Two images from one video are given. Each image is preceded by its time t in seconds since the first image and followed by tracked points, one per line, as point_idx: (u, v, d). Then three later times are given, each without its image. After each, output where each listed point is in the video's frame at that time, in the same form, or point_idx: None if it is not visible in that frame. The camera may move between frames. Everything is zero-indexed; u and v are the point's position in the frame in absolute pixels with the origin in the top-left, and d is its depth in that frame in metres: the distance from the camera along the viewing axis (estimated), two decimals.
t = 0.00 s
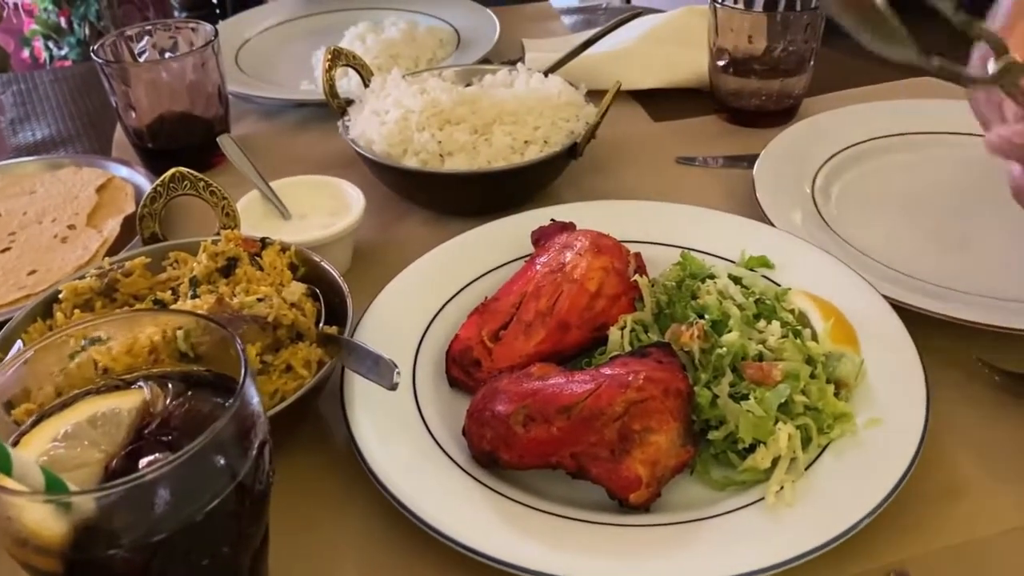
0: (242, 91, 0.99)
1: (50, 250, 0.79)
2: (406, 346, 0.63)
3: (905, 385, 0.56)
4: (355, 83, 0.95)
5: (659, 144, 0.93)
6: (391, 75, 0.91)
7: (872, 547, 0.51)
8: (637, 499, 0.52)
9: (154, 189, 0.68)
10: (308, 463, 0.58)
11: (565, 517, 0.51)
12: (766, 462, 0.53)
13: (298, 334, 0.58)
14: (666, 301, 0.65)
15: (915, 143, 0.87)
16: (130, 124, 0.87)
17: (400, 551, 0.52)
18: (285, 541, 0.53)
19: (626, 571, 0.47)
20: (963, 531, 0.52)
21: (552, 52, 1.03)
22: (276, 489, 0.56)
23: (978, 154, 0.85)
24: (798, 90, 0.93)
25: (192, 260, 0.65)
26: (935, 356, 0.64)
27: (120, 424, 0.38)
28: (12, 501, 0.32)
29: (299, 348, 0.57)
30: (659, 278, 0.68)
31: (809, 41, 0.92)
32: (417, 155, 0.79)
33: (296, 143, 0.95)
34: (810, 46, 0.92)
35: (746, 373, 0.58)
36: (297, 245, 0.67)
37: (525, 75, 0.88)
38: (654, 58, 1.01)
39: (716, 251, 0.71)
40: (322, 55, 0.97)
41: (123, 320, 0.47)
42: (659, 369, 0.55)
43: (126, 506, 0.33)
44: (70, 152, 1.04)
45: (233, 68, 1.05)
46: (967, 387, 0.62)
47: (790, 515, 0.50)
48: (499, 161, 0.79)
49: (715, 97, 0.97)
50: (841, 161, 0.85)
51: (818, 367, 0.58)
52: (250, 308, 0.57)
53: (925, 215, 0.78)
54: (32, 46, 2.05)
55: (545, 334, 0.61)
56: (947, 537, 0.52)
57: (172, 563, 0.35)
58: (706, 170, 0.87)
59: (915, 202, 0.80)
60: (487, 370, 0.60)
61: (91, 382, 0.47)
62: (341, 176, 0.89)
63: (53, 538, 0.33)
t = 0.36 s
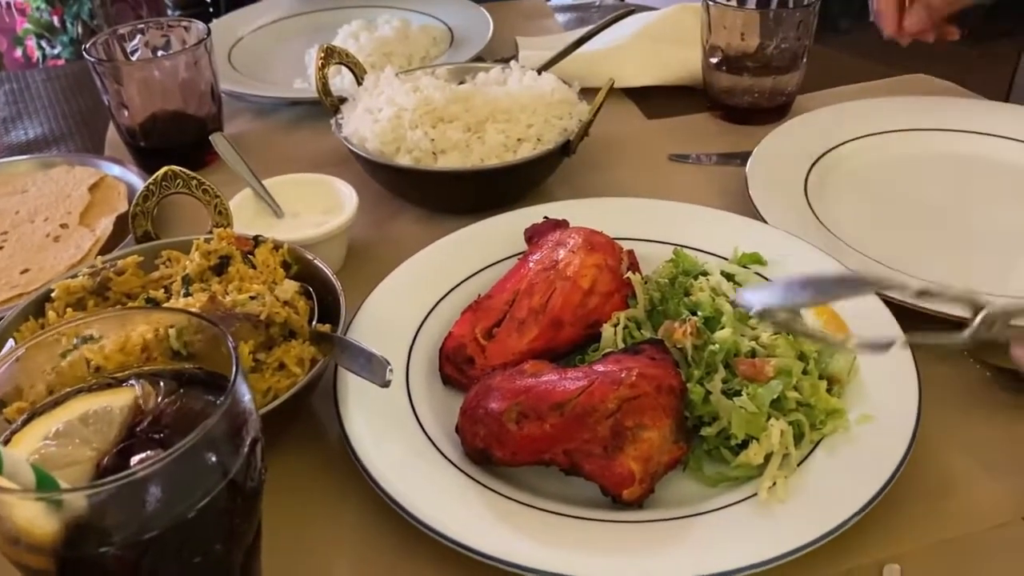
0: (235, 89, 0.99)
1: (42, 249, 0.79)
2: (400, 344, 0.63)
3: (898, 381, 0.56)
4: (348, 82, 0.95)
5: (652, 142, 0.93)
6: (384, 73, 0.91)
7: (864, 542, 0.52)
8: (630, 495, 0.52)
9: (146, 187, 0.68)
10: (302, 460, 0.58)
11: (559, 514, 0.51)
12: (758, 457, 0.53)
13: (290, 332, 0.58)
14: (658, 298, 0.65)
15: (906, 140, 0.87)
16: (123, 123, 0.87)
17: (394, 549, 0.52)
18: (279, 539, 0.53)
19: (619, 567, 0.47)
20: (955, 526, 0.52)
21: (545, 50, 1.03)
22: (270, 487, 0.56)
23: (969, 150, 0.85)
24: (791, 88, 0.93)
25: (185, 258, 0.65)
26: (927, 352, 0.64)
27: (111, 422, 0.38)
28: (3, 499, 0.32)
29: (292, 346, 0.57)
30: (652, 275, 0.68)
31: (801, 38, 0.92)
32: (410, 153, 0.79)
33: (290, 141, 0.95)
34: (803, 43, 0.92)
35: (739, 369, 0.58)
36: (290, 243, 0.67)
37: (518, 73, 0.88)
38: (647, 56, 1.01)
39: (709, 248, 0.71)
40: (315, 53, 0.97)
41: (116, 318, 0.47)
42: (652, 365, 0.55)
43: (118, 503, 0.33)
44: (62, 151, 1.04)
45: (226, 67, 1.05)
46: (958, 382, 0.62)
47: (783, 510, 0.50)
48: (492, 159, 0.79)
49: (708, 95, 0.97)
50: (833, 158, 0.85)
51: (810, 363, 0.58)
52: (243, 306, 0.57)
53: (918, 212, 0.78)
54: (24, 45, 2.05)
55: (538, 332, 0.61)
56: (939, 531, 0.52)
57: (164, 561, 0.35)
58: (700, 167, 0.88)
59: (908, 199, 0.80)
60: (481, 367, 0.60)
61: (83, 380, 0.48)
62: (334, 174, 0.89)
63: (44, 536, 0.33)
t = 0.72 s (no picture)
0: (222, 87, 0.98)
1: (27, 249, 0.79)
2: (386, 342, 0.63)
3: (883, 377, 0.57)
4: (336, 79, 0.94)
5: (640, 139, 0.93)
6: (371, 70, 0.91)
7: (849, 539, 0.52)
8: (616, 493, 0.52)
9: (131, 187, 0.68)
10: (288, 460, 0.58)
11: (544, 513, 0.51)
12: (744, 455, 0.53)
13: (276, 332, 0.58)
14: (645, 296, 0.65)
15: (893, 136, 0.87)
16: (109, 122, 0.86)
17: (379, 548, 0.52)
18: (264, 538, 0.53)
19: (604, 565, 0.47)
20: (940, 522, 0.52)
21: (533, 47, 1.03)
22: (255, 487, 0.56)
23: (956, 146, 0.85)
24: (778, 84, 0.94)
25: (170, 258, 0.64)
26: (913, 349, 0.65)
27: (92, 424, 0.38)
28: None
29: (277, 346, 0.57)
30: (639, 273, 0.68)
31: (788, 35, 0.92)
32: (397, 151, 0.78)
33: (277, 140, 0.94)
34: (791, 40, 0.92)
35: (724, 366, 0.58)
36: (275, 242, 0.67)
37: (505, 71, 0.88)
38: (635, 52, 1.01)
39: (696, 246, 0.71)
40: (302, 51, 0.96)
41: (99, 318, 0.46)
42: (637, 363, 0.55)
43: (98, 505, 0.33)
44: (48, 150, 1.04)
45: (214, 65, 1.05)
46: (944, 378, 0.62)
47: (768, 507, 0.50)
48: (480, 156, 0.79)
49: (696, 91, 0.97)
50: (820, 155, 0.85)
51: (796, 360, 0.59)
52: (227, 306, 0.57)
53: (905, 208, 0.78)
54: (12, 44, 2.04)
55: (524, 330, 0.61)
56: (924, 528, 0.52)
57: (144, 562, 0.35)
58: (688, 164, 0.87)
59: (895, 195, 0.80)
60: (467, 366, 0.60)
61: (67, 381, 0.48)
62: (322, 172, 0.89)
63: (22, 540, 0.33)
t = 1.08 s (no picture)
0: (208, 84, 0.98)
1: (12, 246, 0.79)
2: (370, 337, 0.63)
3: (860, 368, 0.57)
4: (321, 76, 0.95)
5: (624, 134, 0.93)
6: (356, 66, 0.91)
7: (823, 528, 0.52)
8: (595, 484, 0.53)
9: (115, 183, 0.68)
10: (270, 453, 0.58)
11: (524, 504, 0.52)
12: (721, 445, 0.54)
13: (258, 326, 0.58)
14: (626, 289, 0.65)
15: (874, 131, 0.88)
16: (94, 119, 0.86)
17: (361, 540, 0.53)
18: (246, 531, 0.53)
19: (582, 554, 0.48)
20: (914, 511, 0.53)
21: (517, 43, 1.04)
22: (238, 480, 0.56)
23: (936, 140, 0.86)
24: (762, 79, 0.94)
25: (153, 253, 0.65)
26: (891, 341, 0.65)
27: (70, 416, 0.39)
28: None
29: (259, 340, 0.57)
30: (621, 267, 0.68)
31: (771, 30, 0.93)
32: (381, 146, 0.79)
33: (263, 136, 0.94)
34: (773, 35, 0.93)
35: (703, 358, 0.58)
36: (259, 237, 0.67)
37: (489, 66, 0.88)
38: (620, 48, 1.01)
39: (677, 239, 0.72)
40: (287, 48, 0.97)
41: (81, 311, 0.47)
42: (616, 356, 0.55)
43: (75, 496, 0.34)
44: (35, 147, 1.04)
45: (199, 62, 1.05)
46: (921, 369, 0.63)
47: (744, 497, 0.51)
48: (463, 152, 0.79)
49: (680, 87, 0.97)
50: (803, 149, 0.86)
51: (773, 351, 0.59)
52: (209, 300, 0.58)
53: (885, 202, 0.79)
54: None
55: (505, 324, 0.62)
56: (897, 517, 0.53)
57: (121, 552, 0.35)
58: (672, 159, 0.88)
59: (875, 189, 0.81)
60: (449, 359, 0.60)
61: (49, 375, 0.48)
62: (307, 168, 0.89)
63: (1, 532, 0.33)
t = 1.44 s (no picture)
0: (194, 85, 0.98)
1: None
2: (352, 336, 0.63)
3: (841, 365, 0.57)
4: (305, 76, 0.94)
5: (610, 134, 0.93)
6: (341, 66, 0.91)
7: (801, 527, 0.52)
8: (575, 483, 0.53)
9: (96, 184, 0.68)
10: (251, 454, 0.58)
11: (504, 503, 0.52)
12: (702, 444, 0.54)
13: (239, 326, 0.58)
14: (609, 288, 0.65)
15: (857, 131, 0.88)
16: (78, 119, 0.86)
17: (341, 541, 0.52)
18: (226, 531, 0.53)
19: (561, 552, 0.48)
20: (895, 508, 0.53)
21: (503, 43, 1.04)
22: (219, 481, 0.56)
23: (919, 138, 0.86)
24: (748, 79, 0.94)
25: (135, 254, 0.65)
26: (874, 340, 0.65)
27: (43, 417, 0.39)
28: None
29: (239, 340, 0.57)
30: (604, 266, 0.68)
31: (756, 29, 0.93)
32: (365, 146, 0.79)
33: (248, 137, 0.94)
34: (759, 35, 0.94)
35: (683, 357, 0.58)
36: (241, 237, 0.67)
37: (474, 66, 0.88)
38: (605, 48, 1.01)
39: (661, 239, 0.72)
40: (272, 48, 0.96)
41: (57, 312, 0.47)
42: (597, 355, 0.55)
43: (45, 496, 0.34)
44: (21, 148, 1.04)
45: (185, 63, 1.04)
46: (902, 368, 0.63)
47: (723, 495, 0.51)
48: (447, 151, 0.79)
49: (666, 86, 0.97)
50: (788, 148, 0.86)
51: (754, 350, 0.59)
52: (189, 301, 0.57)
53: (869, 200, 0.79)
54: None
55: (488, 323, 0.61)
56: (874, 515, 0.53)
57: (92, 553, 0.35)
58: (658, 159, 0.88)
59: (859, 187, 0.81)
60: (431, 359, 0.60)
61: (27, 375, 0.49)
62: (292, 169, 0.89)
63: None
